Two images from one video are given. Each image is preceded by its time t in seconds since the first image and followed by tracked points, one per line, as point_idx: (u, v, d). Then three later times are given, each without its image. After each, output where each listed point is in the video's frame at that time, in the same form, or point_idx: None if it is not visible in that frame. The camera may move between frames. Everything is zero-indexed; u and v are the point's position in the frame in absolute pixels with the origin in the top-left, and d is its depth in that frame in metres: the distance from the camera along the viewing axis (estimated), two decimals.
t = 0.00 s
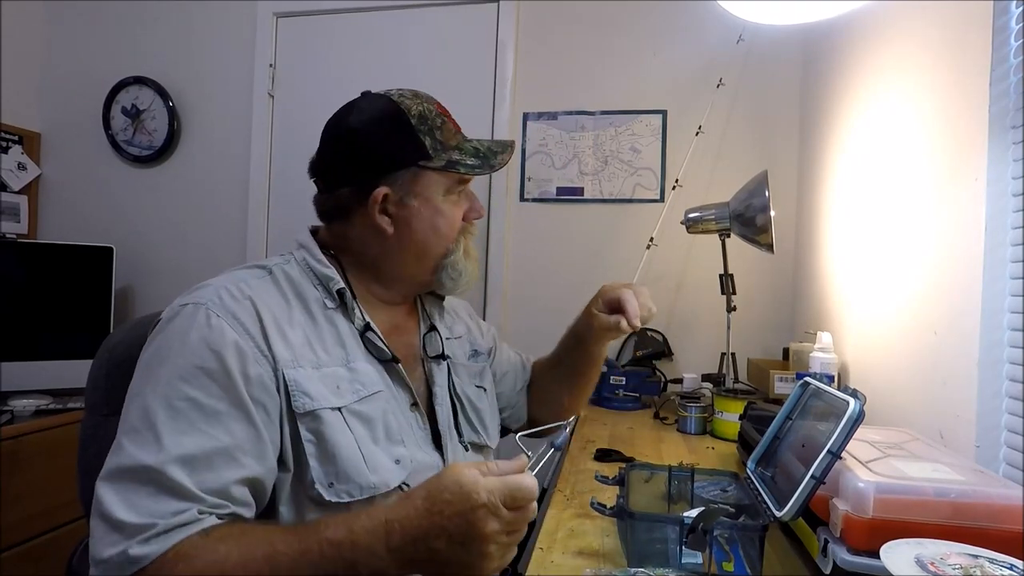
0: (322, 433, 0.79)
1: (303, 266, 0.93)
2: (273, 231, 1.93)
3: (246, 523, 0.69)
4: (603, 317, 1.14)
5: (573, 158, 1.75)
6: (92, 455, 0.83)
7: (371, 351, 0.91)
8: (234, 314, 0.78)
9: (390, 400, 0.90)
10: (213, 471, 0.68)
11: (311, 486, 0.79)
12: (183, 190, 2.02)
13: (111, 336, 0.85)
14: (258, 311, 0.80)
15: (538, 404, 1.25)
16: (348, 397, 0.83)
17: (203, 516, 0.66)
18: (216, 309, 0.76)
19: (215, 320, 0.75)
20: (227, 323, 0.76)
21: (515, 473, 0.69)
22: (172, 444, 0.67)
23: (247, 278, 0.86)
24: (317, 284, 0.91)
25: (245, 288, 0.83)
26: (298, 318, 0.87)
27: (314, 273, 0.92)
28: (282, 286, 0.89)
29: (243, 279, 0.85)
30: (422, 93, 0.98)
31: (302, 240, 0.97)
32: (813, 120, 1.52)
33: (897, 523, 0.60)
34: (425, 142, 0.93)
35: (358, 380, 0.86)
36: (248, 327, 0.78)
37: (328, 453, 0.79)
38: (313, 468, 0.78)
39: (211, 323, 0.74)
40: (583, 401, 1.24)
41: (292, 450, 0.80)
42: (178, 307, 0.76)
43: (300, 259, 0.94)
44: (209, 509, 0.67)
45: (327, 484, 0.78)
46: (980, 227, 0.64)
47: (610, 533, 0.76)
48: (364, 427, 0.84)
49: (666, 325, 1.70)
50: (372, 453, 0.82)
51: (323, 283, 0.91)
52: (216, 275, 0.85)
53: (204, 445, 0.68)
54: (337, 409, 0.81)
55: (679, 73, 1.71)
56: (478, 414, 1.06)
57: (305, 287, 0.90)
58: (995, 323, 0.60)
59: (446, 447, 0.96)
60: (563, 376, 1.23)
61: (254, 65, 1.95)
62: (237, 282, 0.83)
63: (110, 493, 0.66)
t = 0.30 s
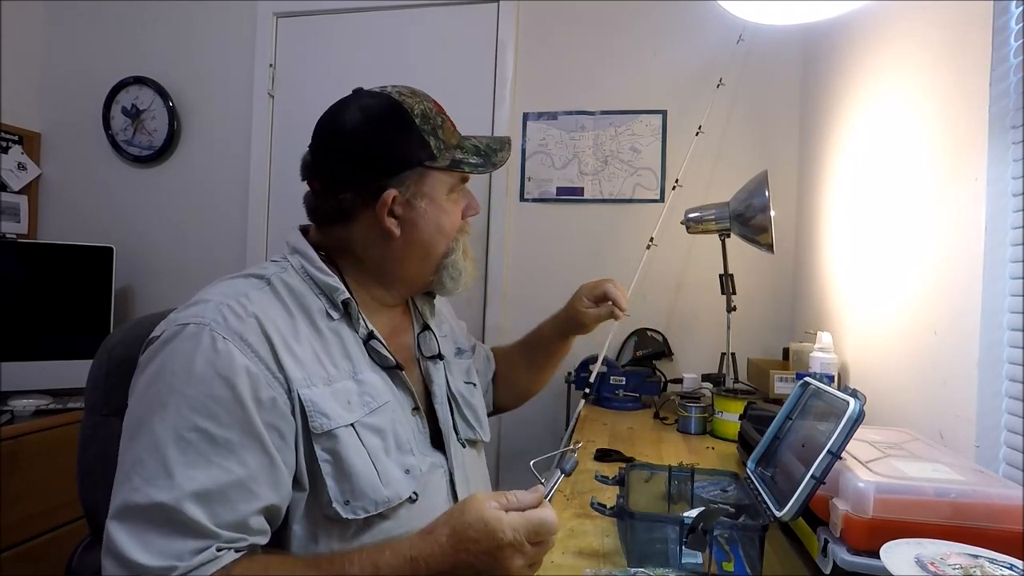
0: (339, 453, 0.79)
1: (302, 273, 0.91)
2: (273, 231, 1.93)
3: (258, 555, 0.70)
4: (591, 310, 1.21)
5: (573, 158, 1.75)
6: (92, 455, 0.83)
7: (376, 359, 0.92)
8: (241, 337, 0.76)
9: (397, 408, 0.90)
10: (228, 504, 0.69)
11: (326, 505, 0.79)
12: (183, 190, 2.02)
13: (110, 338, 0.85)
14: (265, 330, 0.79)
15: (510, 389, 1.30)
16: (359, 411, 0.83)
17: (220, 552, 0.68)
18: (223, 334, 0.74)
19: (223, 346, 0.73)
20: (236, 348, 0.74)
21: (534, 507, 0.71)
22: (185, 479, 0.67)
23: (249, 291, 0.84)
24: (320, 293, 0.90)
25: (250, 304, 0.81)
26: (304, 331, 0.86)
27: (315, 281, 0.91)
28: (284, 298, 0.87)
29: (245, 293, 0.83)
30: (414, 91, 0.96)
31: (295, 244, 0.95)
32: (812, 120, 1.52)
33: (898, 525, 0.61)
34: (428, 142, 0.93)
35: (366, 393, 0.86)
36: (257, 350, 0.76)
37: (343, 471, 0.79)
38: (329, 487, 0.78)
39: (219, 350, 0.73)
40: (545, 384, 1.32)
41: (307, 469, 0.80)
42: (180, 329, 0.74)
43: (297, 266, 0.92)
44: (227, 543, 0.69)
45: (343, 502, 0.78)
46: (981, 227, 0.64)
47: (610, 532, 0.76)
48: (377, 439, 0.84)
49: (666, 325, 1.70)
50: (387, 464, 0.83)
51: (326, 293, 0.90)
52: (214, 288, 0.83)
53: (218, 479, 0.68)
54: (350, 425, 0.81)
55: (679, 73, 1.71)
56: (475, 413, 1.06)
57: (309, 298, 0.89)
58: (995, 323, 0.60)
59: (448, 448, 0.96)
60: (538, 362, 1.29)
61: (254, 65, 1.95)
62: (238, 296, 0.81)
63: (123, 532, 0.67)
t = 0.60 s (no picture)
0: (331, 458, 0.79)
1: (290, 276, 0.91)
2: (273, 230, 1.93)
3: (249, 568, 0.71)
4: (596, 290, 1.26)
5: (573, 158, 1.76)
6: (88, 456, 0.83)
7: (368, 360, 0.92)
8: (229, 345, 0.76)
9: (391, 410, 0.91)
10: (212, 515, 0.70)
11: (319, 509, 0.79)
12: (183, 190, 2.02)
13: (106, 340, 0.85)
14: (253, 336, 0.79)
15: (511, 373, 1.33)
16: (351, 414, 0.84)
17: (202, 564, 0.68)
18: (209, 342, 0.74)
19: (210, 355, 0.73)
20: (223, 357, 0.74)
21: (519, 516, 0.72)
22: (168, 490, 0.68)
23: (238, 296, 0.84)
24: (310, 296, 0.90)
25: (238, 310, 0.81)
26: (294, 335, 0.85)
27: (304, 283, 0.90)
28: (273, 302, 0.87)
29: (233, 298, 0.83)
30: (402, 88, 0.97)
31: (283, 246, 0.95)
32: (813, 120, 1.52)
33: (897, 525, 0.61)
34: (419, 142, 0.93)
35: (359, 396, 0.86)
36: (245, 357, 0.76)
37: (336, 475, 0.78)
38: (322, 491, 0.78)
39: (206, 359, 0.73)
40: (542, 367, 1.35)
41: (298, 475, 0.79)
42: (166, 337, 0.74)
43: (286, 268, 0.92)
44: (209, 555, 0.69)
45: (337, 506, 0.78)
46: (979, 228, 0.64)
47: (610, 532, 0.76)
48: (370, 441, 0.84)
49: (666, 325, 1.70)
50: (381, 467, 0.84)
51: (316, 295, 0.90)
52: (201, 293, 0.83)
53: (202, 490, 0.69)
54: (342, 430, 0.81)
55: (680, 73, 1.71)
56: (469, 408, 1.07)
57: (299, 301, 0.88)
58: (995, 323, 0.60)
59: (441, 447, 0.96)
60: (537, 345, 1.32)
61: (254, 65, 1.95)
62: (227, 301, 0.81)
63: (107, 544, 0.68)
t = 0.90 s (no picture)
0: (314, 465, 0.78)
1: (277, 279, 0.91)
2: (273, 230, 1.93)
3: None
4: (603, 269, 1.26)
5: (573, 158, 1.76)
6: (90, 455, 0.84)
7: (357, 362, 0.91)
8: (200, 354, 0.76)
9: (381, 413, 0.90)
10: (153, 531, 0.70)
11: (307, 514, 0.79)
12: (183, 190, 2.02)
13: (106, 339, 0.86)
14: (230, 345, 0.79)
15: (513, 363, 1.33)
16: (336, 420, 0.83)
17: None
18: (179, 352, 0.75)
19: (177, 366, 0.74)
20: (192, 368, 0.75)
21: None
22: (117, 501, 0.69)
23: (221, 302, 0.84)
24: (296, 298, 0.89)
25: (218, 317, 0.81)
26: (277, 341, 0.85)
27: (291, 285, 0.90)
28: (256, 306, 0.87)
29: (213, 305, 0.83)
30: (386, 83, 0.95)
31: (272, 248, 0.94)
32: (813, 119, 1.52)
33: (897, 526, 0.61)
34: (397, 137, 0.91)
35: (345, 401, 0.85)
36: (218, 366, 0.76)
37: (322, 482, 0.78)
38: (308, 496, 0.78)
39: (174, 370, 0.73)
40: (547, 354, 1.35)
41: (280, 482, 0.79)
42: (139, 346, 0.76)
43: (273, 272, 0.92)
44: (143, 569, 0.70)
45: (325, 511, 0.78)
46: (980, 230, 0.65)
47: (610, 533, 0.76)
48: (356, 447, 0.84)
49: (666, 325, 1.70)
50: (368, 471, 0.83)
51: (302, 298, 0.89)
52: (184, 300, 0.84)
53: (147, 504, 0.69)
54: (324, 436, 0.81)
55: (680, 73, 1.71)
56: (470, 404, 1.07)
57: (284, 306, 0.88)
58: (995, 323, 0.60)
59: (439, 445, 0.96)
60: (544, 329, 1.31)
61: (254, 65, 1.95)
62: (207, 308, 0.82)
63: (58, 547, 0.70)
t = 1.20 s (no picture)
0: (295, 467, 0.78)
1: (269, 281, 0.92)
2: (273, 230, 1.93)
3: None
4: (592, 261, 1.25)
5: (573, 157, 1.76)
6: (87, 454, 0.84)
7: (342, 364, 0.91)
8: (185, 355, 0.77)
9: (371, 416, 0.89)
10: (134, 528, 0.71)
11: (290, 516, 0.78)
12: (183, 190, 2.02)
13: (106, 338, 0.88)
14: (215, 346, 0.80)
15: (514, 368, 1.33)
16: (322, 422, 0.83)
17: None
18: (164, 351, 0.76)
19: (161, 365, 0.75)
20: (176, 367, 0.76)
21: None
22: (98, 497, 0.70)
23: (212, 303, 0.86)
24: (284, 298, 0.90)
25: (206, 317, 0.83)
26: (266, 342, 0.86)
27: (281, 286, 0.91)
28: (246, 307, 0.88)
29: (203, 305, 0.84)
30: (369, 88, 0.98)
31: (269, 249, 0.96)
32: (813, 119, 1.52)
33: (897, 526, 0.61)
34: (325, 128, 0.92)
35: (332, 403, 0.85)
36: (201, 366, 0.77)
37: (305, 483, 0.78)
38: (290, 498, 0.77)
39: (157, 370, 0.75)
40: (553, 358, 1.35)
41: (263, 483, 0.79)
42: (130, 344, 0.78)
43: (267, 272, 0.93)
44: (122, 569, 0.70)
45: (308, 514, 0.77)
46: (980, 230, 0.64)
47: (610, 533, 0.76)
48: (341, 449, 0.83)
49: (666, 324, 1.70)
50: (353, 473, 0.82)
51: (290, 298, 0.90)
52: (178, 299, 0.86)
53: (127, 501, 0.70)
54: (308, 438, 0.80)
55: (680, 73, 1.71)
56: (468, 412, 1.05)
57: (273, 307, 0.89)
58: (995, 323, 0.60)
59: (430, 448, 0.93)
60: (543, 331, 1.32)
61: (254, 65, 1.95)
62: (197, 308, 0.84)
63: (45, 541, 0.71)
